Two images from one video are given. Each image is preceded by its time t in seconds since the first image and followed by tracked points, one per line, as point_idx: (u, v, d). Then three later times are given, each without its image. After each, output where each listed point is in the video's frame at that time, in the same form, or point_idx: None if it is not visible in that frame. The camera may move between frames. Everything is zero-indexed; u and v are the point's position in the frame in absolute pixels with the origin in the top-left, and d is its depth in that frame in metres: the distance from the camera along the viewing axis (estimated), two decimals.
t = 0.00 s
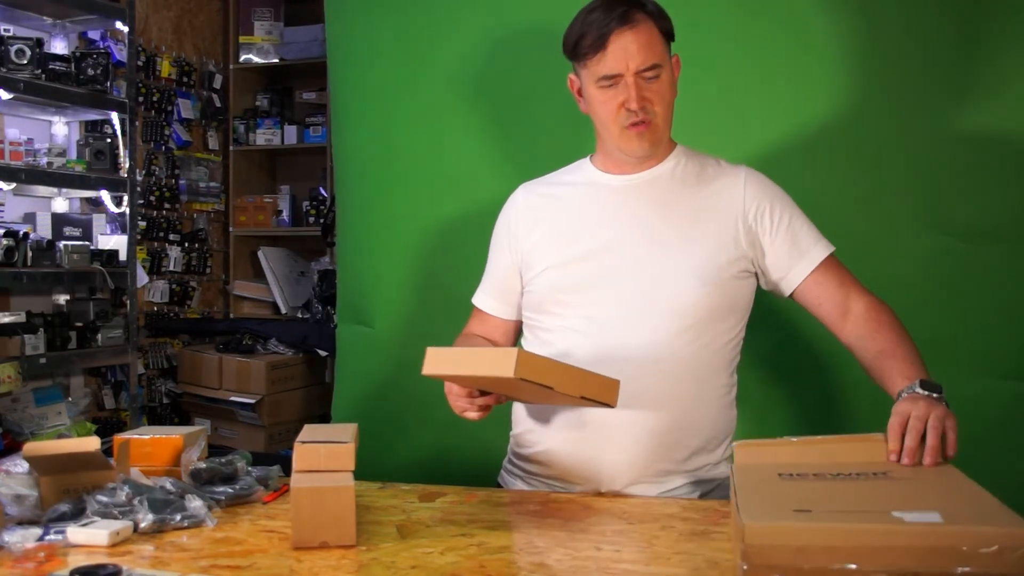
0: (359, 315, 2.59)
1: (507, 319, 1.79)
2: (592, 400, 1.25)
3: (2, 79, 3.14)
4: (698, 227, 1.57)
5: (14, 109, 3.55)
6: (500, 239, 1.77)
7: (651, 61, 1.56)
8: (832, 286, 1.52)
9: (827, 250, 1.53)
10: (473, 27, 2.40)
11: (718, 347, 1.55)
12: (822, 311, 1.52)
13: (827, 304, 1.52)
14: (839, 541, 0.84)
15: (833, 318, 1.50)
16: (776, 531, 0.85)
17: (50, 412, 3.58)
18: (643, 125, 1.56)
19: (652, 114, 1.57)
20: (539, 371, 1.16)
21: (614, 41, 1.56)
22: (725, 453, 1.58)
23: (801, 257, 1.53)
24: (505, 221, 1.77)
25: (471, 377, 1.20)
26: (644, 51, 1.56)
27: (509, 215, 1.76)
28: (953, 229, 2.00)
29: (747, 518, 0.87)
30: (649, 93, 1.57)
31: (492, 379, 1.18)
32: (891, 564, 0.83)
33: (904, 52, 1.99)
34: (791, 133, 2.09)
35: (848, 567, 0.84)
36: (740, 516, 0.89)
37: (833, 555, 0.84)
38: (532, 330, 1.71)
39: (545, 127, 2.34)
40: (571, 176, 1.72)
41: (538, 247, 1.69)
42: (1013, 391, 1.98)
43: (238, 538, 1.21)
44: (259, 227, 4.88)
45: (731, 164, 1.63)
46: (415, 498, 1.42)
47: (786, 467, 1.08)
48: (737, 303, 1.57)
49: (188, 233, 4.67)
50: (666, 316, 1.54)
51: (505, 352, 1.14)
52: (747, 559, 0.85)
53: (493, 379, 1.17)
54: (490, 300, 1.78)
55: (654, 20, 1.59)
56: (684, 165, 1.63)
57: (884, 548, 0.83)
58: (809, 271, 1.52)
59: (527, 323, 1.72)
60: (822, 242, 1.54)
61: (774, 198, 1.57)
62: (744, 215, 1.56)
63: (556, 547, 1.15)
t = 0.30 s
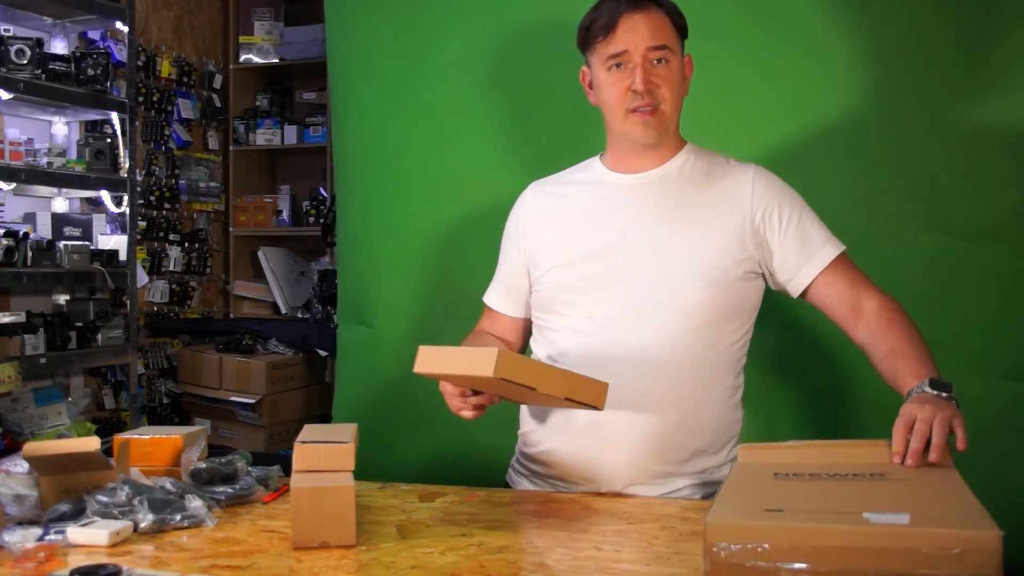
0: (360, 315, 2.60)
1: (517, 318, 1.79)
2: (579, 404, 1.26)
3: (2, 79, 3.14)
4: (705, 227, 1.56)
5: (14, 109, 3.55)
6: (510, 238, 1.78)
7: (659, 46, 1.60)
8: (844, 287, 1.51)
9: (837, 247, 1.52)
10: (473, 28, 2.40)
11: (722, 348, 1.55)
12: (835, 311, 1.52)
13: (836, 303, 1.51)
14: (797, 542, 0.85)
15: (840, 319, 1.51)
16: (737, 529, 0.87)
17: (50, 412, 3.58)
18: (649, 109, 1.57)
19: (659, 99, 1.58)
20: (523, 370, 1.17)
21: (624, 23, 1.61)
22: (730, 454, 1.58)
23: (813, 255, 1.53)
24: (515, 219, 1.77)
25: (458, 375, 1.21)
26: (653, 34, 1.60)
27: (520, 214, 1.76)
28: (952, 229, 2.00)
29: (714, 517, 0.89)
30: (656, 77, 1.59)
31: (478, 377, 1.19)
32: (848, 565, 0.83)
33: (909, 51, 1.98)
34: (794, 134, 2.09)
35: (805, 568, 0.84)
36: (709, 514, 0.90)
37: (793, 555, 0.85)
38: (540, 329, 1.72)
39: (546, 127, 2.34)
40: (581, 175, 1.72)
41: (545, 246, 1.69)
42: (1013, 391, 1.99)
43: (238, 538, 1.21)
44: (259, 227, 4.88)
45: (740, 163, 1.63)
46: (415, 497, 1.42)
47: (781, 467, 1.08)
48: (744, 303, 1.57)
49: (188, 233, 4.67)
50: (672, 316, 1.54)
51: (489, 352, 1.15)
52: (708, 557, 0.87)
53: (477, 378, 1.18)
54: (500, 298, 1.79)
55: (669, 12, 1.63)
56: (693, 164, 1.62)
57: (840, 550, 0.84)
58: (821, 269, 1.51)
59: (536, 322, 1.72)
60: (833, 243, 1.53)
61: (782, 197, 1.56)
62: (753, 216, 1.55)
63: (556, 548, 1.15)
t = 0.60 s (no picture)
0: (361, 315, 2.61)
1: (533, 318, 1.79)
2: (578, 423, 1.25)
3: (2, 79, 3.14)
4: (720, 229, 1.56)
5: (14, 109, 3.55)
6: (526, 235, 1.78)
7: (681, 46, 1.61)
8: (832, 305, 1.55)
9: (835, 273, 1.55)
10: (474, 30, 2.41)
11: (733, 353, 1.54)
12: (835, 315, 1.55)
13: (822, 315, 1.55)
14: (797, 542, 0.85)
15: (820, 336, 1.55)
16: (736, 529, 0.87)
17: (51, 412, 3.58)
18: (667, 108, 1.58)
19: (677, 97, 1.59)
20: (526, 386, 1.18)
21: (645, 20, 1.62)
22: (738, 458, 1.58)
23: (822, 266, 1.55)
24: (533, 216, 1.77)
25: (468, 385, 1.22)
26: (675, 30, 1.61)
27: (537, 211, 1.76)
28: (953, 230, 2.05)
29: (714, 515, 0.89)
30: (676, 76, 1.60)
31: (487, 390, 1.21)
32: (848, 565, 0.83)
33: (913, 58, 2.04)
34: (799, 137, 2.14)
35: (805, 568, 0.84)
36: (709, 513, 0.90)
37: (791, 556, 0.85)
38: (552, 329, 1.72)
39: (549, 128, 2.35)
40: (599, 173, 1.71)
41: (561, 245, 1.69)
42: (1012, 391, 2.04)
43: (238, 538, 1.21)
44: (259, 227, 4.88)
45: (759, 165, 1.62)
46: (416, 497, 1.42)
47: (780, 467, 1.08)
48: (757, 309, 1.56)
49: (188, 233, 4.67)
50: (684, 318, 1.54)
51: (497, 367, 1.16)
52: (708, 557, 0.87)
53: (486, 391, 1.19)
54: (516, 296, 1.79)
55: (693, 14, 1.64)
56: (711, 165, 1.62)
57: (839, 550, 0.84)
58: (824, 286, 1.55)
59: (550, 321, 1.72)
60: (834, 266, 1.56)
61: (797, 204, 1.57)
62: (767, 221, 1.55)
63: (557, 548, 1.15)
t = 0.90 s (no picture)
0: (361, 315, 2.61)
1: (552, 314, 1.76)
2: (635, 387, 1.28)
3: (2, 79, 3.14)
4: (734, 234, 1.51)
5: (14, 109, 3.55)
6: (548, 229, 1.74)
7: (678, 61, 1.51)
8: (814, 323, 1.45)
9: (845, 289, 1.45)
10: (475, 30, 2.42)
11: (740, 359, 1.51)
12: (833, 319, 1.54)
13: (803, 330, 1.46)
14: (797, 542, 0.85)
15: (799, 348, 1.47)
16: (736, 529, 0.87)
17: (51, 412, 3.58)
18: (665, 129, 1.53)
19: (677, 116, 1.53)
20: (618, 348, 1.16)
21: (641, 37, 1.53)
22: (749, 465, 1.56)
23: (836, 276, 1.46)
24: (554, 212, 1.73)
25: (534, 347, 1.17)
26: (671, 47, 1.51)
27: (558, 204, 1.73)
28: (954, 230, 2.05)
29: (713, 516, 0.89)
30: (674, 95, 1.52)
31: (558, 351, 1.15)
32: (848, 565, 0.83)
33: (914, 59, 2.04)
34: (801, 138, 2.15)
35: (806, 568, 0.84)
36: (708, 513, 0.90)
37: (791, 557, 0.85)
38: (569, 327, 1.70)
39: (549, 128, 2.36)
40: (620, 172, 1.67)
41: (578, 242, 1.66)
42: (1013, 391, 2.04)
43: (238, 538, 1.21)
44: (259, 227, 4.88)
45: (783, 170, 1.56)
46: (416, 497, 1.42)
47: (781, 467, 1.08)
48: (767, 316, 1.51)
49: (188, 233, 4.67)
50: (691, 322, 1.52)
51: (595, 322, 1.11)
52: (708, 557, 0.87)
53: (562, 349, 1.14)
54: (536, 292, 1.75)
55: (694, 21, 1.52)
56: (732, 169, 1.57)
57: (838, 549, 0.84)
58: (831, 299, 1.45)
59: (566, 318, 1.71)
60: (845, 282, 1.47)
61: (813, 209, 1.50)
62: (779, 226, 1.50)
63: (557, 548, 1.15)
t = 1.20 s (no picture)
0: (361, 315, 2.62)
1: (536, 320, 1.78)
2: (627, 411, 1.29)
3: (2, 79, 3.14)
4: (710, 232, 1.54)
5: (14, 109, 3.55)
6: (529, 236, 1.78)
7: (640, 73, 1.56)
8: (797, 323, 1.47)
9: (820, 284, 1.47)
10: (475, 29, 2.42)
11: (719, 358, 1.52)
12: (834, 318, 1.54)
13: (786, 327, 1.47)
14: (797, 542, 0.85)
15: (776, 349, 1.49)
16: (736, 529, 0.87)
17: (51, 412, 3.58)
18: (635, 139, 1.59)
19: (645, 126, 1.58)
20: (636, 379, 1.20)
21: (605, 52, 1.58)
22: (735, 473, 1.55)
23: (812, 271, 1.48)
24: (536, 219, 1.78)
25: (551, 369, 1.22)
26: (633, 60, 1.56)
27: (540, 213, 1.77)
28: (954, 229, 2.05)
29: (713, 516, 0.89)
30: (640, 106, 1.58)
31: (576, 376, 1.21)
32: (847, 565, 0.83)
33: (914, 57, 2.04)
34: (801, 137, 2.16)
35: (805, 568, 0.84)
36: (708, 513, 0.90)
37: (791, 557, 0.85)
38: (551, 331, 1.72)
39: (550, 128, 2.36)
40: (599, 178, 1.71)
41: (560, 245, 1.69)
42: (1014, 391, 2.03)
43: (238, 538, 1.21)
44: (259, 227, 4.88)
45: (757, 171, 1.59)
46: (416, 497, 1.42)
47: (781, 467, 1.08)
48: (745, 313, 1.53)
49: (188, 233, 4.67)
50: (670, 320, 1.53)
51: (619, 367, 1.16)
52: (708, 557, 0.87)
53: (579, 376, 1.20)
54: (519, 299, 1.78)
55: (655, 32, 1.57)
56: (707, 171, 1.60)
57: (838, 549, 0.84)
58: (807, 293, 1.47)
59: (548, 323, 1.72)
60: (822, 275, 1.49)
61: (789, 207, 1.52)
62: (755, 224, 1.52)
63: (557, 548, 1.15)
